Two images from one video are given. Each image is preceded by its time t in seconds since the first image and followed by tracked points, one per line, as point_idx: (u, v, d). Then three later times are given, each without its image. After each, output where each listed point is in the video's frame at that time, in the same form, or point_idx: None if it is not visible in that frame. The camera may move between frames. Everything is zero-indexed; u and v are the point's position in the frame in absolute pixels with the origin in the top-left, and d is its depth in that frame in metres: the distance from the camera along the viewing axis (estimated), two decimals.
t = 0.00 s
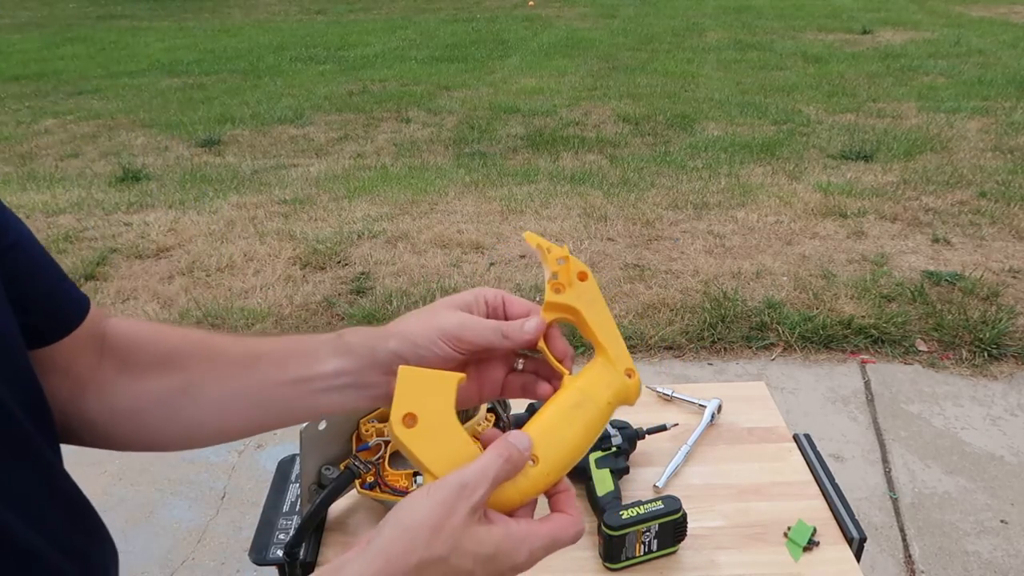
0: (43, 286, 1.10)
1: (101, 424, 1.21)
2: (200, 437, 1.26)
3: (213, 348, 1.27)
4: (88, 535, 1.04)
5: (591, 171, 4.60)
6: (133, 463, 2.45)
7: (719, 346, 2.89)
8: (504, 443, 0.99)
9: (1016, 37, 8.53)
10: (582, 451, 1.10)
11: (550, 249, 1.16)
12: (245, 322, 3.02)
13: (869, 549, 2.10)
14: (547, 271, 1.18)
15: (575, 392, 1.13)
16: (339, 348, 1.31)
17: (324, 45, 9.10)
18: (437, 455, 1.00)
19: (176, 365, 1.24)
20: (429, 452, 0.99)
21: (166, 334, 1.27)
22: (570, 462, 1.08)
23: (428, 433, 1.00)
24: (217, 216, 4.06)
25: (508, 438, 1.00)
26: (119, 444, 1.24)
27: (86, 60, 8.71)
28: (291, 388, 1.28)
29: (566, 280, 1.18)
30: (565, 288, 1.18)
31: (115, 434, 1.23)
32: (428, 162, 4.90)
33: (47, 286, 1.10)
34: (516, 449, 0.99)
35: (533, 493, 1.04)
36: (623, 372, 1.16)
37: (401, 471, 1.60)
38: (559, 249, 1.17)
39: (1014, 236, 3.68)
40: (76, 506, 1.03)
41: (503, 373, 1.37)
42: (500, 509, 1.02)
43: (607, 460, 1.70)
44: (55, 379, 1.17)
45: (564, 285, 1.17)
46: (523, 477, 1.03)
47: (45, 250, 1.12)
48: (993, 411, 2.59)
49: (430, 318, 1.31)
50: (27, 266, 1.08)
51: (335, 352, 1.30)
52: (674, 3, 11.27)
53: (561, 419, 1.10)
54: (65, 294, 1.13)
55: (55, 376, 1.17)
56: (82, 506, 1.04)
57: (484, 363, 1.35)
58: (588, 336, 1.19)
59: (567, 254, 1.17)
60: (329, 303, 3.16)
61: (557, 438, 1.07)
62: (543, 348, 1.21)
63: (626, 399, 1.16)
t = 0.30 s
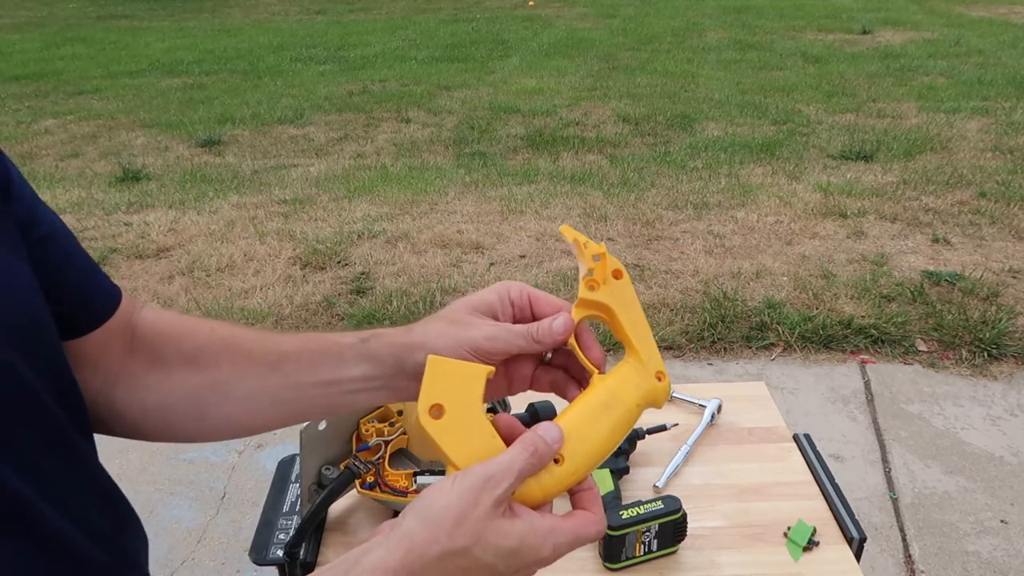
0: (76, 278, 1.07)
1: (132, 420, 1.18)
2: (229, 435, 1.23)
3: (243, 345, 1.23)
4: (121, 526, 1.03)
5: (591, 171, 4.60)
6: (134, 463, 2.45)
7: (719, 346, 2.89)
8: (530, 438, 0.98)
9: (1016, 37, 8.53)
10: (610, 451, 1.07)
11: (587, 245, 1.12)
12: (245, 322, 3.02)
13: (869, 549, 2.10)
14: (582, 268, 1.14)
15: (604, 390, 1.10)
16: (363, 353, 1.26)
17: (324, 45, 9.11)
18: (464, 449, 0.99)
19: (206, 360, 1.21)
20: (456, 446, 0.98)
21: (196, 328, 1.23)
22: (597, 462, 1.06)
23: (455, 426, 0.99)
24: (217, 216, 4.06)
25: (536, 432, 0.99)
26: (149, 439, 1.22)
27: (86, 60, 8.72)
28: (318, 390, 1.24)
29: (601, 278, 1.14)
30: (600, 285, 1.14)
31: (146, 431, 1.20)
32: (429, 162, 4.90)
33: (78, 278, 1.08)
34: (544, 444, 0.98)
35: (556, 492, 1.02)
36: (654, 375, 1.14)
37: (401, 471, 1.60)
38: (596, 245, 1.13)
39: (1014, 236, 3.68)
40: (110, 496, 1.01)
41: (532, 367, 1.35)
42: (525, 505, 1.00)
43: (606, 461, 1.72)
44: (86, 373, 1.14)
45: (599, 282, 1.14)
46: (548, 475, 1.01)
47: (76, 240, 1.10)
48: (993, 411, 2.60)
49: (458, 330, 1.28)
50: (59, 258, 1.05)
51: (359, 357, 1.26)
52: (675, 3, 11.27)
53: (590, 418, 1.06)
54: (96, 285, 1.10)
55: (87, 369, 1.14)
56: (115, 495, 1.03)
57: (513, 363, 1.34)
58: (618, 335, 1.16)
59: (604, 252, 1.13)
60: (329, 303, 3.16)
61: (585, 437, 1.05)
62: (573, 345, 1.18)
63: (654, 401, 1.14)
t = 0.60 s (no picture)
0: (89, 277, 1.07)
1: (141, 421, 1.18)
2: (236, 436, 1.23)
3: (253, 347, 1.23)
4: (133, 523, 1.03)
5: (591, 171, 4.60)
6: (134, 463, 2.45)
7: (719, 346, 2.89)
8: (539, 446, 0.98)
9: (1016, 37, 8.52)
10: (621, 456, 1.07)
11: (598, 246, 1.11)
12: (245, 322, 3.02)
13: (868, 549, 2.10)
14: (592, 270, 1.13)
15: (613, 396, 1.10)
16: (372, 358, 1.25)
17: (324, 45, 9.10)
18: (472, 457, 0.99)
19: (215, 361, 1.20)
20: (463, 453, 0.98)
21: (208, 329, 1.23)
22: (607, 469, 1.06)
23: (464, 434, 0.99)
24: (217, 216, 4.06)
25: (545, 440, 0.99)
26: (157, 438, 1.22)
27: (86, 61, 8.72)
28: (326, 396, 1.23)
29: (613, 280, 1.13)
30: (611, 288, 1.13)
31: (155, 430, 1.20)
32: (429, 162, 4.90)
33: (92, 276, 1.07)
34: (552, 454, 0.97)
35: (566, 500, 1.02)
36: (664, 381, 1.14)
37: (401, 471, 1.60)
38: (607, 246, 1.12)
39: (1014, 236, 3.68)
40: (120, 492, 1.01)
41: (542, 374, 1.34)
42: (534, 515, 1.00)
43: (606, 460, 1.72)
44: (97, 372, 1.14)
45: (610, 285, 1.13)
46: (557, 483, 1.01)
47: (87, 237, 1.09)
48: (993, 411, 2.59)
49: (468, 338, 1.28)
50: (72, 256, 1.04)
51: (369, 364, 1.25)
52: (675, 3, 11.26)
53: (599, 425, 1.06)
54: (107, 283, 1.09)
55: (98, 369, 1.14)
56: (125, 492, 1.02)
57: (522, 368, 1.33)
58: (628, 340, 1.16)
59: (615, 253, 1.12)
60: (329, 303, 3.16)
61: (595, 442, 1.05)
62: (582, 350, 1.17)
63: (664, 407, 1.13)
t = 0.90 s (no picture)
0: (91, 276, 1.07)
1: (142, 420, 1.18)
2: (236, 435, 1.23)
3: (253, 346, 1.23)
4: (134, 523, 1.03)
5: (591, 171, 4.60)
6: (134, 463, 2.45)
7: (719, 346, 2.89)
8: (532, 446, 0.96)
9: (1016, 37, 8.52)
10: (622, 455, 1.04)
11: (599, 237, 1.08)
12: (245, 322, 3.02)
13: (869, 549, 2.10)
14: (593, 262, 1.10)
15: (613, 392, 1.06)
16: (370, 354, 1.24)
17: (324, 45, 9.10)
18: (466, 453, 0.98)
19: (215, 360, 1.20)
20: (457, 450, 0.98)
21: (208, 328, 1.23)
22: (606, 468, 1.03)
23: (456, 430, 0.98)
24: (217, 216, 4.06)
25: (539, 439, 0.97)
26: (158, 437, 1.22)
27: (86, 61, 8.71)
28: (324, 393, 1.23)
29: (614, 272, 1.09)
30: (613, 280, 1.10)
31: (156, 429, 1.20)
32: (429, 162, 4.90)
33: (93, 276, 1.08)
34: (547, 454, 0.96)
35: (562, 499, 1.00)
36: (669, 376, 1.09)
37: (401, 471, 1.60)
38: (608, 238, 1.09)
39: (1014, 236, 3.68)
40: (121, 492, 1.01)
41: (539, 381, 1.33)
42: (528, 514, 0.99)
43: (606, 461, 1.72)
44: (97, 372, 1.14)
45: (612, 277, 1.09)
46: (553, 483, 0.99)
47: (86, 237, 1.09)
48: (993, 411, 2.59)
49: (456, 344, 1.22)
50: (72, 255, 1.04)
51: (366, 360, 1.24)
52: (675, 3, 11.26)
53: (598, 423, 1.03)
54: (107, 282, 1.10)
55: (98, 369, 1.14)
56: (127, 491, 1.02)
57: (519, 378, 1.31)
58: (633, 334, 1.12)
59: (616, 245, 1.09)
60: (329, 303, 3.16)
61: (593, 441, 1.02)
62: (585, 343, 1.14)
63: (669, 404, 1.09)
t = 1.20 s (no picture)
0: (94, 278, 1.07)
1: (137, 423, 1.18)
2: (229, 440, 1.23)
3: (249, 351, 1.23)
4: (136, 525, 1.03)
5: (591, 171, 4.60)
6: (134, 463, 2.45)
7: (719, 346, 2.89)
8: (503, 428, 0.93)
9: (1017, 37, 8.52)
10: (600, 430, 0.99)
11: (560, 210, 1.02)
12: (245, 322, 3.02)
13: (869, 549, 2.10)
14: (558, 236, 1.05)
15: (589, 369, 1.01)
16: (364, 356, 1.24)
17: (324, 45, 9.10)
18: (442, 441, 0.98)
19: (212, 365, 1.20)
20: (433, 438, 0.98)
21: (207, 332, 1.23)
22: (586, 445, 0.99)
23: (430, 419, 0.98)
24: (217, 216, 4.06)
25: (511, 421, 0.94)
26: (152, 441, 1.22)
27: (86, 61, 8.71)
28: (315, 398, 1.23)
29: (580, 242, 1.04)
30: (580, 253, 1.04)
31: (150, 433, 1.20)
32: (429, 162, 4.90)
33: (96, 277, 1.07)
34: (518, 434, 0.93)
35: (544, 480, 0.96)
36: (646, 343, 1.03)
37: (401, 472, 1.60)
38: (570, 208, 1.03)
39: (1014, 236, 3.68)
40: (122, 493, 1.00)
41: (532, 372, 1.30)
42: (507, 499, 0.95)
43: (607, 460, 1.72)
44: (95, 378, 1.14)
45: (578, 249, 1.04)
46: (532, 464, 0.95)
47: (89, 238, 1.08)
48: (993, 411, 2.59)
49: (452, 336, 1.23)
50: (75, 258, 1.04)
51: (360, 365, 1.24)
52: (674, 3, 11.26)
53: (572, 401, 0.99)
54: (110, 284, 1.09)
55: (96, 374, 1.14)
56: (128, 493, 1.02)
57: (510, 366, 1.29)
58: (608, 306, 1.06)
59: (578, 215, 1.03)
60: (329, 303, 3.16)
61: (571, 419, 0.98)
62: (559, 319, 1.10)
63: (649, 371, 1.04)
